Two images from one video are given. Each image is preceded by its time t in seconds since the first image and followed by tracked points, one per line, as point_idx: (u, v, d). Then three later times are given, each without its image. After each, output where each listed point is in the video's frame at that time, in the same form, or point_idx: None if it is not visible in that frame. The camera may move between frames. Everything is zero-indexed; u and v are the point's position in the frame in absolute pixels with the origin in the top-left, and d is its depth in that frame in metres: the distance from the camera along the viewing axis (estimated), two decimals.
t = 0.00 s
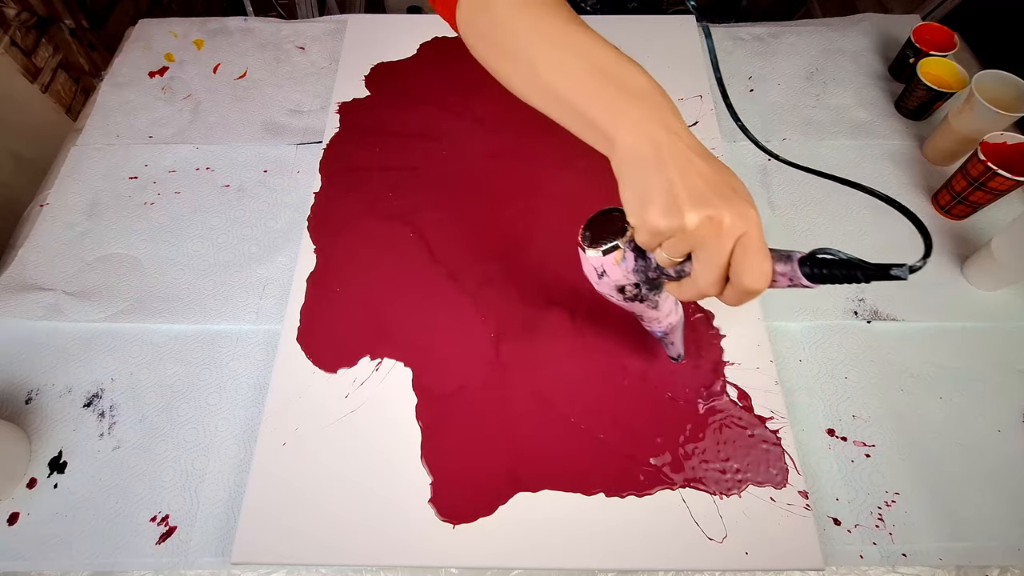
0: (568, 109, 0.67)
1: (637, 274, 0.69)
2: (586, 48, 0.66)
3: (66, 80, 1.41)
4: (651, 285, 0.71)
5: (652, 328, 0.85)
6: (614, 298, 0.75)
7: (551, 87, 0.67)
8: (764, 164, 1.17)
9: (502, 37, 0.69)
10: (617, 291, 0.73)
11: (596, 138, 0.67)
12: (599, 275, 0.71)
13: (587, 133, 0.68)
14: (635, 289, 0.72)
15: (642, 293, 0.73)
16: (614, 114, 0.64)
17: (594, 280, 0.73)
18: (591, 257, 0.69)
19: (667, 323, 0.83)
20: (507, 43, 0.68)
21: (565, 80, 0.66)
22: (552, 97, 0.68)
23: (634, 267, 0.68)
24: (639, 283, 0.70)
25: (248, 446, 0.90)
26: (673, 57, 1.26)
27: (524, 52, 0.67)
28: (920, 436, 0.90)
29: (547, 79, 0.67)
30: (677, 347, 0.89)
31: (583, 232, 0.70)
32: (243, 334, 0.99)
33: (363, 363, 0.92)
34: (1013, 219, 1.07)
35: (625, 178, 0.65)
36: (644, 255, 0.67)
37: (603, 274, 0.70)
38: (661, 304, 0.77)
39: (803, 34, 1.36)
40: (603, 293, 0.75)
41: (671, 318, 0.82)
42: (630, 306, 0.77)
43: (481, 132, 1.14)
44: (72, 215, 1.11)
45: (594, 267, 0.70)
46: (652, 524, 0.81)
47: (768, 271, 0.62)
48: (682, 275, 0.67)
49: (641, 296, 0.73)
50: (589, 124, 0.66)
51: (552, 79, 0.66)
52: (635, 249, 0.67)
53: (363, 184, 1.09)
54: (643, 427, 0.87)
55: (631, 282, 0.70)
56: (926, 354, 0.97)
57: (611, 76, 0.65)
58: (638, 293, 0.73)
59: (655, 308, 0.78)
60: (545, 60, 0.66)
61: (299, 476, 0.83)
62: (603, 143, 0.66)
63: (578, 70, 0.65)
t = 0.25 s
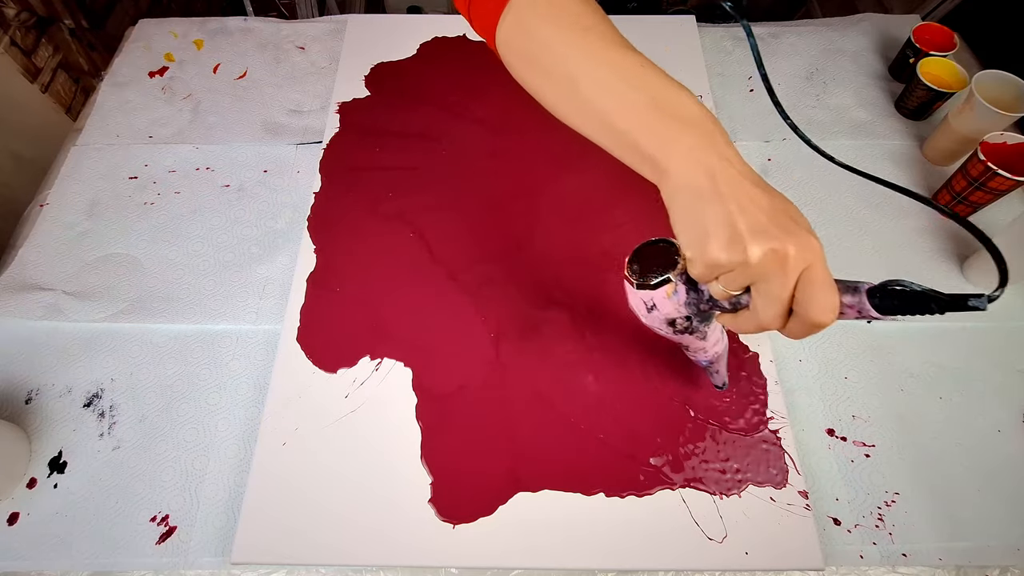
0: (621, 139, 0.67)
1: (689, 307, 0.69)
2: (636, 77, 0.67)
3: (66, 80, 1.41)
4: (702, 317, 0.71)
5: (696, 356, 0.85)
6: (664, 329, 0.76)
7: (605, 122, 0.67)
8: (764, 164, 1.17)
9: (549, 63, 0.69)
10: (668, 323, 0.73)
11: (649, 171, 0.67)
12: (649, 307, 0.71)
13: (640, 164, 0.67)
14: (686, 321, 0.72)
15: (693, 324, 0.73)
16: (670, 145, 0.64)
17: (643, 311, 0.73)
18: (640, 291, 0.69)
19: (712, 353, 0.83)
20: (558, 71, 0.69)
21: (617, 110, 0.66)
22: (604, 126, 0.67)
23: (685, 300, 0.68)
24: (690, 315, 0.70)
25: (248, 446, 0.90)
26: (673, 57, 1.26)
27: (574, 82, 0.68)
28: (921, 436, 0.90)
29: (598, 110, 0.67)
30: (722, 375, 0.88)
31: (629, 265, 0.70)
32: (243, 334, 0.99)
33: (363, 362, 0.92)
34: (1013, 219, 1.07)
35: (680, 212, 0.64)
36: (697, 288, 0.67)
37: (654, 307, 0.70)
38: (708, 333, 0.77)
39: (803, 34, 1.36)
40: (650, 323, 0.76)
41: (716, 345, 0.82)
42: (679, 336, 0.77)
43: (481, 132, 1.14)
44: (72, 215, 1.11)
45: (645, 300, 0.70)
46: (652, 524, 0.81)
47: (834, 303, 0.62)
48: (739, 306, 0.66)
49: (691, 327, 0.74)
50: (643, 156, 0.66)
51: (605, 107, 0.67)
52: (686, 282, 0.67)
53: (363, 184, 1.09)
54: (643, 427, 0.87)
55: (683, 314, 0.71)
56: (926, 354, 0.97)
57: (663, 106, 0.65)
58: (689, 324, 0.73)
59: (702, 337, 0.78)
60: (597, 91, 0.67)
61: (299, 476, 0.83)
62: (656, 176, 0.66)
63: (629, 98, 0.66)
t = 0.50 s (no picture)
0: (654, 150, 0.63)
1: (734, 325, 0.69)
2: (670, 81, 0.62)
3: (66, 80, 1.41)
4: (746, 334, 0.71)
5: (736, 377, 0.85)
6: (708, 351, 0.76)
7: (635, 132, 0.63)
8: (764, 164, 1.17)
9: (574, 66, 0.64)
10: (711, 343, 0.73)
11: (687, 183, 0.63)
12: (694, 329, 0.71)
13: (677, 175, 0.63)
14: (730, 340, 0.72)
15: (737, 343, 0.73)
16: (707, 158, 0.60)
17: (687, 334, 0.73)
18: (683, 312, 0.69)
19: (752, 372, 0.83)
20: (583, 77, 0.64)
21: (650, 118, 0.62)
22: (635, 136, 0.63)
23: (730, 317, 0.68)
24: (735, 333, 0.71)
25: (248, 446, 0.90)
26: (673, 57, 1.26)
27: (600, 89, 0.63)
28: (921, 437, 0.90)
29: (627, 119, 0.63)
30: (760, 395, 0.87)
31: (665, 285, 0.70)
32: (243, 334, 0.99)
33: (363, 362, 0.92)
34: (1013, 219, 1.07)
35: (723, 228, 0.62)
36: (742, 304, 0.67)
37: (696, 326, 0.70)
38: (748, 353, 0.78)
39: (803, 34, 1.36)
40: (689, 344, 0.76)
41: (755, 364, 0.82)
42: (721, 357, 0.77)
43: (481, 132, 1.14)
44: (72, 215, 1.11)
45: (690, 321, 0.70)
46: (652, 524, 0.81)
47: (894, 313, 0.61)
48: (789, 322, 0.65)
49: (734, 346, 0.74)
50: (678, 168, 0.62)
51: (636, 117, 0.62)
52: (730, 299, 0.68)
53: (363, 184, 1.09)
54: (643, 426, 0.87)
55: (727, 333, 0.71)
56: (926, 354, 0.97)
57: (700, 112, 0.61)
58: (733, 343, 0.73)
59: (743, 357, 0.78)
60: (627, 99, 0.62)
61: (298, 477, 0.83)
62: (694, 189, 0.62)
63: (662, 106, 0.61)
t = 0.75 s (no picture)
0: (566, 141, 0.73)
1: (558, 233, 0.78)
2: (541, 92, 0.76)
3: (66, 80, 1.41)
4: (574, 239, 0.80)
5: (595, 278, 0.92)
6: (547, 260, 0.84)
7: (540, 139, 0.74)
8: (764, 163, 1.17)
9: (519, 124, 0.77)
10: (546, 252, 0.81)
11: (566, 171, 0.72)
12: (523, 243, 0.79)
13: (542, 163, 0.74)
14: (560, 246, 0.80)
15: (568, 250, 0.81)
16: (602, 142, 0.72)
17: (521, 247, 0.81)
18: (513, 230, 0.77)
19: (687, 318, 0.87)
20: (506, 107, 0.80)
21: (538, 131, 0.74)
22: (536, 143, 0.75)
23: (552, 228, 0.77)
24: (561, 240, 0.79)
25: (248, 446, 0.90)
26: (673, 57, 1.26)
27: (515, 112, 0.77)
28: (921, 436, 0.90)
29: (526, 137, 0.76)
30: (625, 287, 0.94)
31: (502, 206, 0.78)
32: (243, 334, 0.99)
33: (363, 362, 0.92)
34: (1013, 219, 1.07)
35: (574, 191, 0.72)
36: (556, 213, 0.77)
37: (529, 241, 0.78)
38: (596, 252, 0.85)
39: (803, 34, 1.36)
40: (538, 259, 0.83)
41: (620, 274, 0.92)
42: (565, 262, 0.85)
43: (481, 132, 1.14)
44: (72, 215, 1.11)
45: (518, 238, 0.78)
46: (652, 523, 0.81)
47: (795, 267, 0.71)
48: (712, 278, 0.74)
49: (568, 251, 0.82)
50: (584, 153, 0.71)
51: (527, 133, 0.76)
52: (546, 211, 0.76)
53: (363, 184, 1.09)
54: (644, 427, 0.87)
55: (554, 242, 0.79)
56: (926, 354, 0.97)
57: (581, 110, 0.75)
58: (564, 249, 0.81)
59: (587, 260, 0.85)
60: (524, 121, 0.76)
61: (298, 477, 0.83)
62: (593, 166, 0.71)
63: (551, 116, 0.74)
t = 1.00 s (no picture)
0: (623, 138, 0.70)
1: (608, 230, 0.75)
2: (594, 92, 0.74)
3: (66, 80, 1.41)
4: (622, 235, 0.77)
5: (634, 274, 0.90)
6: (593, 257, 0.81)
7: (593, 139, 0.72)
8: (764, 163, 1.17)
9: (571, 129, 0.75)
10: (593, 250, 0.78)
11: (624, 169, 0.69)
12: (572, 242, 0.76)
13: (598, 163, 0.71)
14: (609, 244, 0.77)
15: (616, 246, 0.78)
16: (658, 139, 0.70)
17: (569, 247, 0.78)
18: (562, 228, 0.74)
19: (646, 266, 0.88)
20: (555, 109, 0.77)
21: (592, 132, 0.72)
22: (587, 143, 0.73)
23: (602, 225, 0.74)
24: (611, 237, 0.76)
25: (249, 446, 0.90)
26: (673, 57, 1.26)
27: (568, 113, 0.75)
28: (921, 436, 0.90)
29: (579, 137, 0.73)
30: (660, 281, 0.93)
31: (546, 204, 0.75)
32: (243, 334, 0.99)
33: (363, 362, 0.92)
34: (1013, 219, 1.07)
35: (630, 187, 0.70)
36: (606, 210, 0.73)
37: (575, 238, 0.75)
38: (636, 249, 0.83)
39: (803, 34, 1.36)
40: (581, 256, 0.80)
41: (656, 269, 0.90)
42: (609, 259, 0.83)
43: (481, 132, 1.14)
44: (72, 215, 1.11)
45: (567, 236, 0.75)
46: (653, 523, 0.81)
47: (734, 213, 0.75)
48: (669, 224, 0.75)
49: (614, 248, 0.79)
50: (642, 150, 0.69)
51: (580, 134, 0.74)
52: (596, 208, 0.73)
53: (363, 184, 1.09)
54: (644, 427, 0.87)
55: (604, 239, 0.76)
56: (926, 354, 0.97)
57: (635, 109, 0.73)
58: (611, 246, 0.78)
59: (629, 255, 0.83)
60: (578, 121, 0.74)
61: (298, 477, 0.83)
62: (651, 164, 0.69)
63: (606, 116, 0.72)
